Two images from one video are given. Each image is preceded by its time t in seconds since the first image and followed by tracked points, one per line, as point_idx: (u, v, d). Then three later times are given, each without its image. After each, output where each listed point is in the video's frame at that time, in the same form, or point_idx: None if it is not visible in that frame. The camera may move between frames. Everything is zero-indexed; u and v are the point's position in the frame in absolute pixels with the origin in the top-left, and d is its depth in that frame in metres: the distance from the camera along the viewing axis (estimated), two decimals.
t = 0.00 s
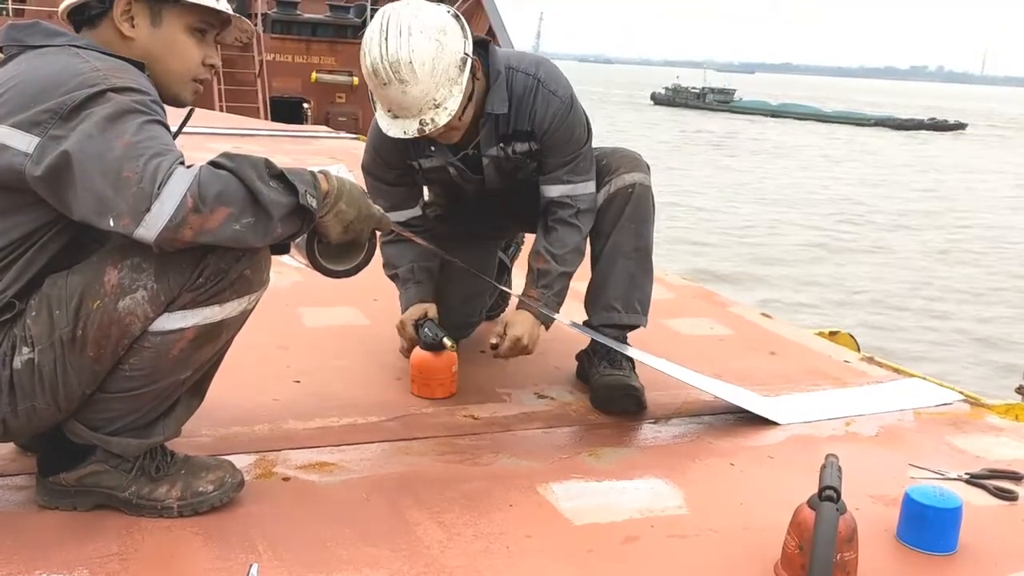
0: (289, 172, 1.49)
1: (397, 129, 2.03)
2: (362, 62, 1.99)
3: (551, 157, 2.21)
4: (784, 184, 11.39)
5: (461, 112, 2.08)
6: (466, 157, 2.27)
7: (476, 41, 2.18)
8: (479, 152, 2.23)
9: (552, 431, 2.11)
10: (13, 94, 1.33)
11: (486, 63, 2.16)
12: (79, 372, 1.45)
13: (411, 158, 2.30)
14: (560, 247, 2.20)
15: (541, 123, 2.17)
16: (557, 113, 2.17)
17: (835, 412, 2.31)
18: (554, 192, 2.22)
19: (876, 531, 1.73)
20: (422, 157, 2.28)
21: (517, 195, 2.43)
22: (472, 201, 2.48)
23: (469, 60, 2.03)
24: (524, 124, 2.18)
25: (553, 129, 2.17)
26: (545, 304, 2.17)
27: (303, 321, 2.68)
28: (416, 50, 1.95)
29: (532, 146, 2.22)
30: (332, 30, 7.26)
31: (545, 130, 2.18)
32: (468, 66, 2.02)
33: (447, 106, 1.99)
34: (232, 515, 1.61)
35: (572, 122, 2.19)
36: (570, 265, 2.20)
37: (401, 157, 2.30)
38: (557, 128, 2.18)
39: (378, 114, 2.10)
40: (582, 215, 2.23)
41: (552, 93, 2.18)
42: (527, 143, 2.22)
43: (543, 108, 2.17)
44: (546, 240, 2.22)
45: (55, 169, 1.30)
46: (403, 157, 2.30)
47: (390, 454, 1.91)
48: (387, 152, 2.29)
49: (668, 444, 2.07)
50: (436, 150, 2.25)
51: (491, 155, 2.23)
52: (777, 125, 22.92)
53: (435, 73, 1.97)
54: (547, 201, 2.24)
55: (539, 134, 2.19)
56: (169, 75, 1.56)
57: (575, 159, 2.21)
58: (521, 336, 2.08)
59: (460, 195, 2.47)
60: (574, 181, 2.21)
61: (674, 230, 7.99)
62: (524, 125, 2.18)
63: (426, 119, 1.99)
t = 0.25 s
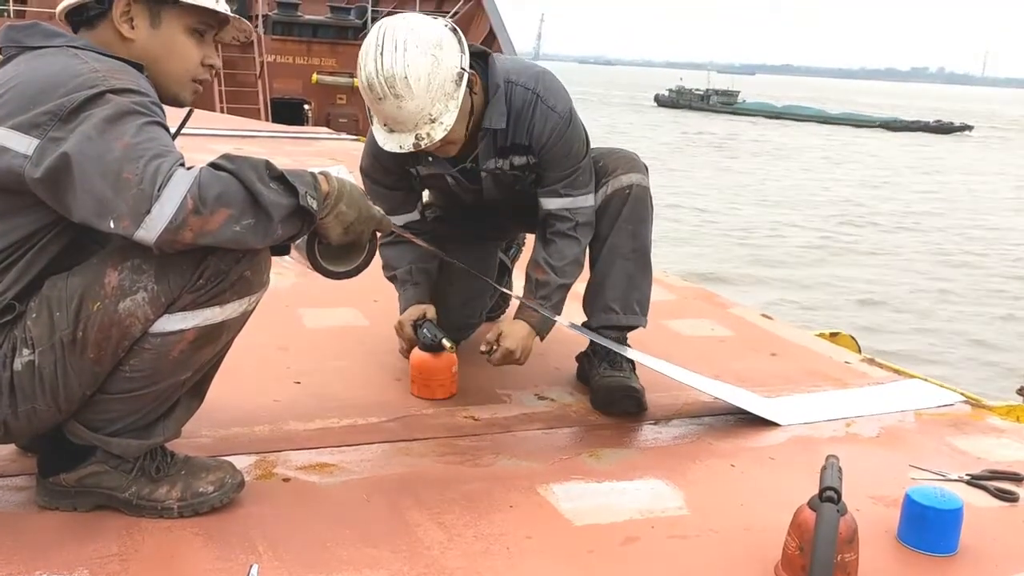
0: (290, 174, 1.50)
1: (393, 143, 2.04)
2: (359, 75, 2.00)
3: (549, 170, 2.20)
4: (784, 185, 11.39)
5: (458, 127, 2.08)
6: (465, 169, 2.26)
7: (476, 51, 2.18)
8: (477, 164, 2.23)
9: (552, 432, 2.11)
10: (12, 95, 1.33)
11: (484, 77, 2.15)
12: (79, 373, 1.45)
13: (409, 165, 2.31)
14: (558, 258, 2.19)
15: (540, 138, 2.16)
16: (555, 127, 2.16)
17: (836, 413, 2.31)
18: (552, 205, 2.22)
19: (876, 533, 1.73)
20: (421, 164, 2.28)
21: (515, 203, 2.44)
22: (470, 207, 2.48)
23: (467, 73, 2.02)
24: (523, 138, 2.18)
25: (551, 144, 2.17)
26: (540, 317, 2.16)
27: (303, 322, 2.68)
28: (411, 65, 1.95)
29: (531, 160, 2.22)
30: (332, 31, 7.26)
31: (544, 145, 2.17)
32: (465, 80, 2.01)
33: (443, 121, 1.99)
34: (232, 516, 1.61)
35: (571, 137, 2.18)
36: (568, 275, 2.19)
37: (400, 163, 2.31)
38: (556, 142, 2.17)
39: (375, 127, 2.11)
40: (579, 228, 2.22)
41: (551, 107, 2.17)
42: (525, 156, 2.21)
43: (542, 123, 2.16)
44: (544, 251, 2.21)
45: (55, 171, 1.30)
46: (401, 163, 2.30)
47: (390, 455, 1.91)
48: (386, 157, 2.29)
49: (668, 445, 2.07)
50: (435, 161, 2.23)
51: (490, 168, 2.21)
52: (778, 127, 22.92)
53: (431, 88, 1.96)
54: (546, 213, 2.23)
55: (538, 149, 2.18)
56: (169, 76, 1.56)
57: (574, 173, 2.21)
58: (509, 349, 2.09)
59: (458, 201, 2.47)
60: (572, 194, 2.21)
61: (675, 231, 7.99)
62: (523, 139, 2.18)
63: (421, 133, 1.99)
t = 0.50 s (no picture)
0: (291, 176, 1.50)
1: (393, 149, 2.03)
2: (359, 82, 2.00)
3: (548, 175, 2.20)
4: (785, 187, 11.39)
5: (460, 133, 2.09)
6: (464, 174, 2.28)
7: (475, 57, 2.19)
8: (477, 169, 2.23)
9: (553, 435, 2.11)
10: (14, 97, 1.33)
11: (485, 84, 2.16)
12: (81, 375, 1.45)
13: (410, 169, 2.32)
14: (556, 261, 2.18)
15: (540, 143, 2.17)
16: (554, 132, 2.16)
17: (837, 415, 2.31)
18: (550, 209, 2.21)
19: (877, 535, 1.73)
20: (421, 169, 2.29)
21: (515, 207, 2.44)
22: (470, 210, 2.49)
23: (467, 79, 2.03)
24: (522, 144, 2.18)
25: (549, 149, 2.17)
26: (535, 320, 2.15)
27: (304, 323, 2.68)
28: (411, 70, 1.95)
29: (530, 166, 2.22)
30: (334, 33, 7.27)
31: (543, 151, 2.17)
32: (465, 85, 2.01)
33: (443, 126, 1.99)
34: (233, 517, 1.61)
35: (569, 142, 2.18)
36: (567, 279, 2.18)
37: (400, 169, 2.31)
38: (555, 147, 2.17)
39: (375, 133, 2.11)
40: (578, 232, 2.21)
41: (549, 113, 2.17)
42: (524, 161, 2.21)
43: (542, 128, 2.16)
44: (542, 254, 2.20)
45: (57, 173, 1.30)
46: (401, 168, 2.31)
47: (391, 457, 1.91)
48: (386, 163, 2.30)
49: (670, 447, 2.07)
50: (434, 167, 2.27)
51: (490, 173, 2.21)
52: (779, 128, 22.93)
53: (431, 93, 1.97)
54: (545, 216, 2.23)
55: (537, 154, 2.19)
56: (173, 80, 1.56)
57: (572, 177, 2.21)
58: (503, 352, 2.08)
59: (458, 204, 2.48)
60: (570, 200, 2.21)
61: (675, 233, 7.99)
62: (523, 145, 2.18)
63: (421, 139, 1.99)
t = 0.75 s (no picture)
0: (293, 176, 1.49)
1: (395, 151, 2.04)
2: (360, 83, 2.00)
3: (548, 177, 2.20)
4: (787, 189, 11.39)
5: (461, 137, 2.09)
6: (465, 177, 2.28)
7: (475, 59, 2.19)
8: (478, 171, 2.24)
9: (555, 436, 2.11)
10: (18, 98, 1.33)
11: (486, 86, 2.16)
12: (83, 375, 1.45)
13: (410, 171, 2.32)
14: (556, 263, 2.18)
15: (540, 145, 2.16)
16: (555, 134, 2.16)
17: (840, 417, 2.31)
18: (550, 211, 2.21)
19: (880, 537, 1.72)
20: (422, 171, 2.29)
21: (517, 209, 2.44)
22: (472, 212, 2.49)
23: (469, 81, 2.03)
24: (522, 146, 2.18)
25: (549, 152, 2.17)
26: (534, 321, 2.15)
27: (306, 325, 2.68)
28: (413, 73, 1.95)
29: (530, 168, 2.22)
30: (336, 35, 7.28)
31: (543, 154, 2.17)
32: (467, 87, 2.01)
33: (445, 129, 1.99)
34: (235, 518, 1.61)
35: (570, 144, 2.18)
36: (567, 280, 2.18)
37: (401, 172, 2.32)
38: (555, 148, 2.17)
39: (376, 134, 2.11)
40: (578, 234, 2.21)
41: (550, 116, 2.17)
42: (525, 164, 2.22)
43: (543, 130, 2.16)
44: (542, 256, 2.20)
45: (60, 174, 1.30)
46: (402, 171, 2.32)
47: (393, 458, 1.91)
48: (387, 166, 2.30)
49: (672, 448, 2.07)
50: (435, 169, 2.26)
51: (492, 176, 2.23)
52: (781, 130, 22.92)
53: (433, 96, 1.97)
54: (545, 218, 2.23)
55: (537, 156, 2.18)
56: (176, 83, 1.56)
57: (572, 180, 2.20)
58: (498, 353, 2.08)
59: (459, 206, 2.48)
60: (571, 202, 2.21)
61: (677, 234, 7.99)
62: (523, 147, 2.18)
63: (423, 141, 1.99)
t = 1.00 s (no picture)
0: (294, 176, 1.49)
1: (396, 151, 2.04)
2: (362, 83, 2.00)
3: (549, 178, 2.20)
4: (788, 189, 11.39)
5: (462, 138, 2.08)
6: (466, 178, 2.28)
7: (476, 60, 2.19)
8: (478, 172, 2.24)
9: (557, 436, 2.11)
10: (18, 99, 1.33)
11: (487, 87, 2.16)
12: (85, 376, 1.45)
13: (411, 172, 2.32)
14: (557, 263, 2.18)
15: (540, 145, 2.16)
16: (556, 135, 2.16)
17: (841, 418, 2.31)
18: (551, 213, 2.21)
19: (882, 538, 1.72)
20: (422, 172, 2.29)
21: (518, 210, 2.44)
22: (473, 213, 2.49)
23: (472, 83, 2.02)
24: (523, 146, 2.18)
25: (550, 153, 2.17)
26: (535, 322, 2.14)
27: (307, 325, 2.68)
28: (414, 73, 1.95)
29: (531, 168, 2.23)
30: (337, 35, 7.28)
31: (544, 154, 2.17)
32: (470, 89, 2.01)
33: (446, 130, 1.99)
34: (237, 519, 1.61)
35: (571, 145, 2.18)
36: (567, 280, 2.17)
37: (401, 174, 2.32)
38: (556, 149, 2.16)
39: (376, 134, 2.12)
40: (579, 235, 2.21)
41: (551, 117, 2.17)
42: (526, 165, 2.22)
43: (543, 131, 2.16)
44: (543, 256, 2.20)
45: (60, 174, 1.30)
46: (403, 172, 2.32)
47: (394, 459, 1.91)
48: (387, 167, 2.30)
49: (674, 449, 2.07)
50: (436, 170, 2.26)
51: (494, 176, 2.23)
52: (782, 130, 22.92)
53: (435, 97, 1.97)
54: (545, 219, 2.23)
55: (538, 157, 2.18)
56: (175, 84, 1.56)
57: (573, 181, 2.20)
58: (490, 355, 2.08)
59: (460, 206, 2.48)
60: (572, 202, 2.21)
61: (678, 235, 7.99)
62: (524, 148, 2.18)
63: (424, 142, 1.99)
